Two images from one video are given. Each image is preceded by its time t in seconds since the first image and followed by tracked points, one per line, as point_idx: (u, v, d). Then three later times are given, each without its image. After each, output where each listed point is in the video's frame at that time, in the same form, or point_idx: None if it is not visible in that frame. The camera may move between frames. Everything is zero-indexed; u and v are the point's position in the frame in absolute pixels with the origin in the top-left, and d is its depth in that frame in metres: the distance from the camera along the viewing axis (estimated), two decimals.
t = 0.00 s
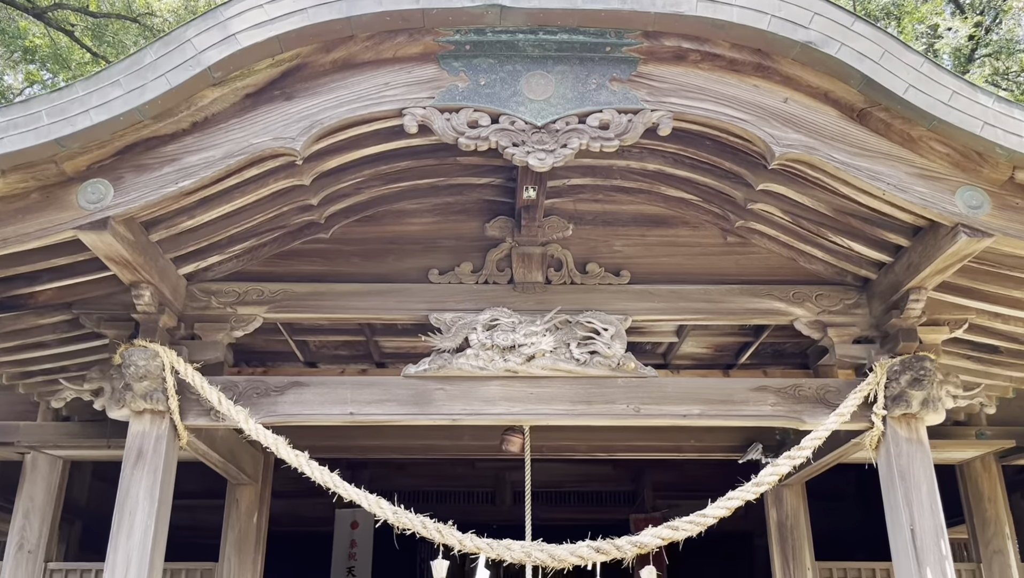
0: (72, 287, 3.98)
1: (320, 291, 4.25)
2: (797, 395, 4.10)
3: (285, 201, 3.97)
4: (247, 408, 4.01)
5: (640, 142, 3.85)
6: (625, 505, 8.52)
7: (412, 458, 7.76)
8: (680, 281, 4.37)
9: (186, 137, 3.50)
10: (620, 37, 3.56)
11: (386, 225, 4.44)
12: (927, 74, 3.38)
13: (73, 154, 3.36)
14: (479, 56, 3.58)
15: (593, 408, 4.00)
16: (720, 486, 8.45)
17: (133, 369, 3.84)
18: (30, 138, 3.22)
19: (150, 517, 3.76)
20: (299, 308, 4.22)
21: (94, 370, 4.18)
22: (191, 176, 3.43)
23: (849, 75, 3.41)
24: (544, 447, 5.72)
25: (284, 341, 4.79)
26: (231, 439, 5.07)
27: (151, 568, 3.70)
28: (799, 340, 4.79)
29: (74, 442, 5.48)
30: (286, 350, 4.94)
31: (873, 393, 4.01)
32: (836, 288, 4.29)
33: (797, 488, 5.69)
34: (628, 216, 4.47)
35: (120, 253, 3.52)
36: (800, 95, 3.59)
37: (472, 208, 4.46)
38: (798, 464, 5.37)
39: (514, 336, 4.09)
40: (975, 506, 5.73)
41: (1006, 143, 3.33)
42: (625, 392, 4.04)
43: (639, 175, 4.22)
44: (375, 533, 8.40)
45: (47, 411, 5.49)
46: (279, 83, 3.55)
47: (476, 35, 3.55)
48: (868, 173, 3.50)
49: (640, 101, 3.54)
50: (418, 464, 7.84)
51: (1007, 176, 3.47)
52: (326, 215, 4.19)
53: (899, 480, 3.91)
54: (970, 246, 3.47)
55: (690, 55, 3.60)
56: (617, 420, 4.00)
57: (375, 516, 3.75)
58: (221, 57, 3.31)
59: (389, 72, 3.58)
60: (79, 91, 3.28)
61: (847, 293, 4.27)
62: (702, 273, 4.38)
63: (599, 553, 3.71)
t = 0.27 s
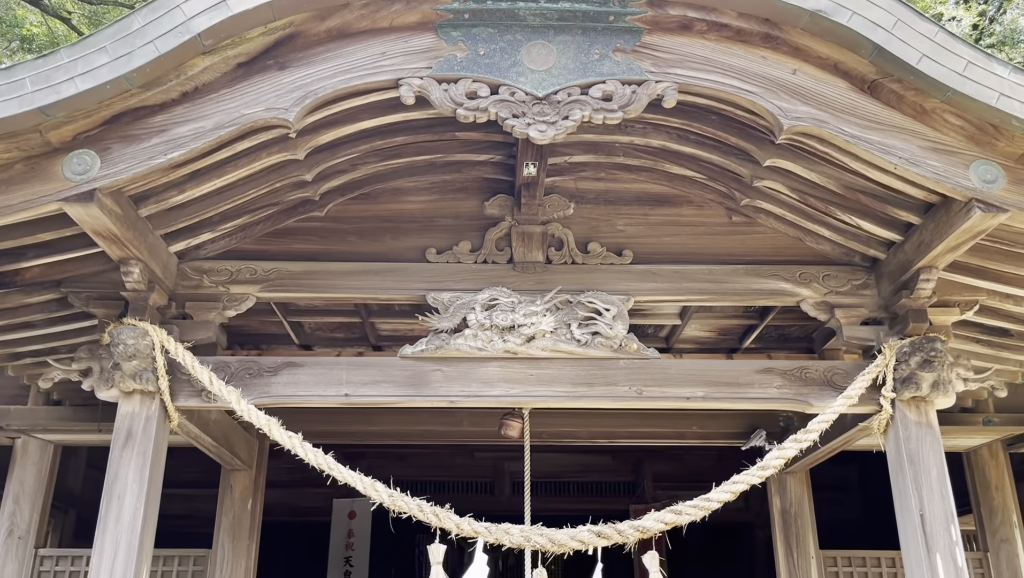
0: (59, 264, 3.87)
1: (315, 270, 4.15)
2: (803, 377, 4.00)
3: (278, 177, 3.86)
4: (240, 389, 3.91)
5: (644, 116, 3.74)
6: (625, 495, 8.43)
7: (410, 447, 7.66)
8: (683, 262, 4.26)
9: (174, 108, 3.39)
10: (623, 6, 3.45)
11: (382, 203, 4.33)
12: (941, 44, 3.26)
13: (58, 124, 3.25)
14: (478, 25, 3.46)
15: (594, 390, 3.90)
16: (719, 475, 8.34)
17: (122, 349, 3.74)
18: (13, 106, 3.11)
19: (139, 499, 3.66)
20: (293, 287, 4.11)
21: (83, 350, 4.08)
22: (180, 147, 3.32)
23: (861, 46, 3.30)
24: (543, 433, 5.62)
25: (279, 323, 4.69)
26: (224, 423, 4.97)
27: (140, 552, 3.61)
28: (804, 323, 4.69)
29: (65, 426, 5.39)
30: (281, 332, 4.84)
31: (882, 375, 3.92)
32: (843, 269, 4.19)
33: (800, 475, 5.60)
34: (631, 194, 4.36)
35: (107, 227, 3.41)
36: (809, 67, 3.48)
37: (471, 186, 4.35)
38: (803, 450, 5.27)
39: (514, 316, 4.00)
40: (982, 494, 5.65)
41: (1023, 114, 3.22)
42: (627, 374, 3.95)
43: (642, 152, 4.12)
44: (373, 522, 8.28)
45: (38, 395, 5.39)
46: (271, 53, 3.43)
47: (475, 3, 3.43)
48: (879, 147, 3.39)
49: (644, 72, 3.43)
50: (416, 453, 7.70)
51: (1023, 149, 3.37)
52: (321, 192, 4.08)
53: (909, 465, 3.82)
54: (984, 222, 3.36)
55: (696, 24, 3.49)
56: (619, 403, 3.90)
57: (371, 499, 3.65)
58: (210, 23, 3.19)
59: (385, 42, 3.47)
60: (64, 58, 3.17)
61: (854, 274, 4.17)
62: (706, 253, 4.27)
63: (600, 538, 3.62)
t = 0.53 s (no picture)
0: (42, 246, 3.74)
1: (306, 253, 4.03)
2: (809, 364, 3.88)
3: (268, 156, 3.74)
4: (228, 374, 3.79)
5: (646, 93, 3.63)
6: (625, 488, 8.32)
7: (406, 439, 7.54)
8: (686, 246, 4.14)
9: (159, 81, 3.26)
10: None
11: (376, 185, 4.21)
12: (956, 16, 3.14)
13: (38, 97, 3.12)
14: None
15: (593, 377, 3.79)
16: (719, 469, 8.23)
17: (106, 332, 3.62)
18: None
19: (124, 488, 3.55)
20: (284, 271, 3.99)
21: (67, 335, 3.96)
22: (165, 122, 3.20)
23: (872, 18, 3.18)
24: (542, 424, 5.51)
25: (270, 308, 4.57)
26: (214, 411, 4.86)
27: (124, 542, 3.49)
28: (809, 310, 4.57)
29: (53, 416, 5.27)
30: (273, 318, 4.72)
31: (890, 363, 3.80)
32: (850, 253, 4.07)
33: (804, 467, 5.49)
34: (631, 177, 4.24)
35: (89, 205, 3.29)
36: (817, 41, 3.36)
37: (467, 167, 4.22)
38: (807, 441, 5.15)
39: (511, 301, 3.88)
40: (989, 487, 5.54)
41: None
42: (628, 360, 3.83)
43: (644, 132, 4.00)
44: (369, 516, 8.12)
45: (25, 383, 5.27)
46: (259, 25, 3.31)
47: None
48: (890, 124, 3.28)
49: (646, 46, 3.31)
50: (412, 445, 7.58)
51: None
52: (313, 173, 3.96)
53: (918, 454, 3.70)
54: (998, 203, 3.24)
55: None
56: (619, 390, 3.79)
57: (363, 488, 3.53)
58: None
59: (377, 14, 3.35)
60: (43, 28, 3.04)
61: (862, 259, 4.05)
62: (709, 237, 4.15)
63: (599, 529, 3.51)
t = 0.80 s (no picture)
0: (29, 233, 3.65)
1: (301, 241, 3.94)
2: (815, 354, 3.80)
3: (261, 140, 3.66)
4: (220, 364, 3.71)
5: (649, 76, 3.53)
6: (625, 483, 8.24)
7: (403, 434, 7.45)
8: (688, 234, 4.04)
9: (148, 62, 3.17)
10: None
11: (372, 171, 4.12)
12: None
13: (23, 77, 3.02)
14: None
15: (593, 367, 3.70)
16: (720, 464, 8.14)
17: (94, 321, 3.54)
18: None
19: (113, 480, 3.46)
20: (277, 258, 3.90)
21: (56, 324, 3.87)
22: (153, 103, 3.11)
23: None
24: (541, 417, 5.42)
25: (264, 298, 4.49)
26: (208, 402, 4.78)
27: (113, 535, 3.40)
28: (813, 301, 4.48)
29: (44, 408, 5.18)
30: (267, 308, 4.64)
31: (897, 353, 3.71)
32: (856, 241, 3.98)
33: (807, 461, 5.41)
34: (633, 164, 4.15)
35: (75, 189, 3.19)
36: (825, 21, 3.27)
37: (465, 154, 4.13)
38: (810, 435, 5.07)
39: (510, 289, 3.79)
40: (995, 481, 5.46)
41: None
42: (629, 350, 3.75)
43: (647, 117, 3.91)
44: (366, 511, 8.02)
45: (16, 375, 5.18)
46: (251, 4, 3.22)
47: None
48: (900, 106, 3.19)
49: (649, 26, 3.21)
50: (410, 439, 7.49)
51: None
52: (307, 158, 3.87)
53: (926, 447, 3.62)
54: (1011, 187, 3.15)
55: None
56: (620, 380, 3.71)
57: (358, 480, 3.45)
58: None
59: None
60: (28, 6, 2.95)
61: (868, 247, 3.97)
62: (712, 225, 4.06)
63: (599, 523, 3.43)
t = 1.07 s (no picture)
0: (14, 218, 3.53)
1: (295, 228, 3.82)
2: (825, 345, 3.68)
3: (253, 123, 3.53)
4: (212, 354, 3.59)
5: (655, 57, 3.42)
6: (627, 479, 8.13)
7: (401, 430, 7.32)
8: (694, 222, 3.93)
9: (134, 39, 3.05)
10: None
11: (369, 156, 4.00)
12: None
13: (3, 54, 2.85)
14: None
15: (597, 358, 3.59)
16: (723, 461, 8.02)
17: (80, 309, 3.42)
18: None
19: (99, 473, 3.34)
20: (270, 246, 3.78)
21: (42, 312, 3.75)
22: (140, 82, 2.99)
23: None
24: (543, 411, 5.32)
25: (258, 288, 4.37)
26: (201, 395, 4.67)
27: (99, 530, 3.29)
28: (823, 292, 4.37)
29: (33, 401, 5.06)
30: (262, 298, 4.52)
31: (910, 344, 3.60)
32: (867, 229, 3.87)
33: (814, 456, 5.30)
34: (638, 149, 4.03)
35: (60, 171, 3.07)
36: None
37: (465, 139, 4.01)
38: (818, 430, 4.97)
39: (511, 278, 3.68)
40: (1006, 477, 5.34)
41: None
42: (633, 341, 3.63)
43: (652, 101, 3.79)
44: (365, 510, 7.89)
45: (5, 367, 5.06)
46: None
47: None
48: (914, 87, 3.07)
49: (656, 3, 3.09)
50: (408, 435, 7.36)
51: None
52: (302, 142, 3.76)
53: (940, 440, 3.50)
54: None
55: None
56: (624, 372, 3.59)
57: (353, 474, 3.33)
58: None
59: None
60: None
61: (880, 235, 3.85)
62: (719, 213, 3.94)
63: (603, 518, 3.32)
